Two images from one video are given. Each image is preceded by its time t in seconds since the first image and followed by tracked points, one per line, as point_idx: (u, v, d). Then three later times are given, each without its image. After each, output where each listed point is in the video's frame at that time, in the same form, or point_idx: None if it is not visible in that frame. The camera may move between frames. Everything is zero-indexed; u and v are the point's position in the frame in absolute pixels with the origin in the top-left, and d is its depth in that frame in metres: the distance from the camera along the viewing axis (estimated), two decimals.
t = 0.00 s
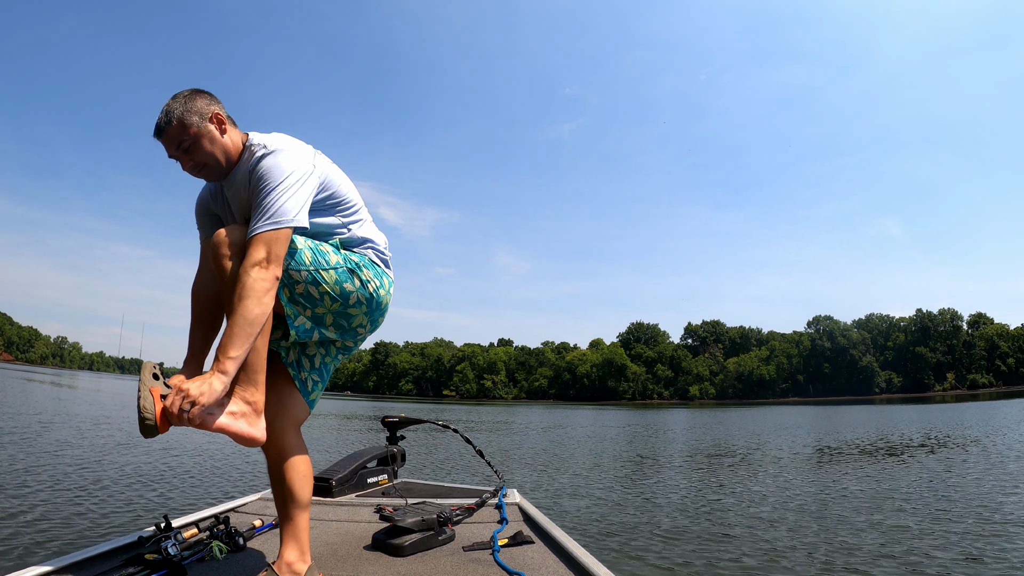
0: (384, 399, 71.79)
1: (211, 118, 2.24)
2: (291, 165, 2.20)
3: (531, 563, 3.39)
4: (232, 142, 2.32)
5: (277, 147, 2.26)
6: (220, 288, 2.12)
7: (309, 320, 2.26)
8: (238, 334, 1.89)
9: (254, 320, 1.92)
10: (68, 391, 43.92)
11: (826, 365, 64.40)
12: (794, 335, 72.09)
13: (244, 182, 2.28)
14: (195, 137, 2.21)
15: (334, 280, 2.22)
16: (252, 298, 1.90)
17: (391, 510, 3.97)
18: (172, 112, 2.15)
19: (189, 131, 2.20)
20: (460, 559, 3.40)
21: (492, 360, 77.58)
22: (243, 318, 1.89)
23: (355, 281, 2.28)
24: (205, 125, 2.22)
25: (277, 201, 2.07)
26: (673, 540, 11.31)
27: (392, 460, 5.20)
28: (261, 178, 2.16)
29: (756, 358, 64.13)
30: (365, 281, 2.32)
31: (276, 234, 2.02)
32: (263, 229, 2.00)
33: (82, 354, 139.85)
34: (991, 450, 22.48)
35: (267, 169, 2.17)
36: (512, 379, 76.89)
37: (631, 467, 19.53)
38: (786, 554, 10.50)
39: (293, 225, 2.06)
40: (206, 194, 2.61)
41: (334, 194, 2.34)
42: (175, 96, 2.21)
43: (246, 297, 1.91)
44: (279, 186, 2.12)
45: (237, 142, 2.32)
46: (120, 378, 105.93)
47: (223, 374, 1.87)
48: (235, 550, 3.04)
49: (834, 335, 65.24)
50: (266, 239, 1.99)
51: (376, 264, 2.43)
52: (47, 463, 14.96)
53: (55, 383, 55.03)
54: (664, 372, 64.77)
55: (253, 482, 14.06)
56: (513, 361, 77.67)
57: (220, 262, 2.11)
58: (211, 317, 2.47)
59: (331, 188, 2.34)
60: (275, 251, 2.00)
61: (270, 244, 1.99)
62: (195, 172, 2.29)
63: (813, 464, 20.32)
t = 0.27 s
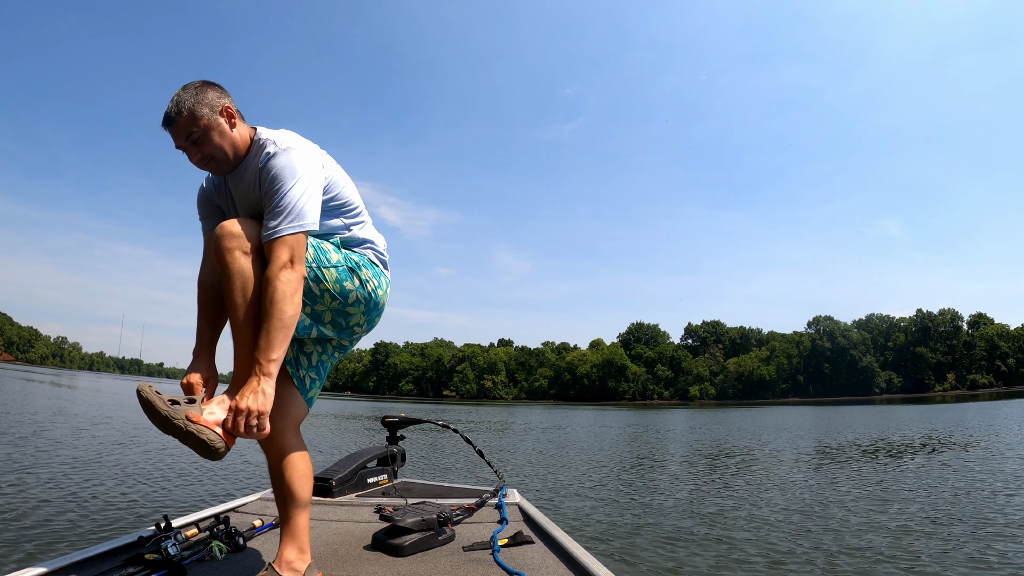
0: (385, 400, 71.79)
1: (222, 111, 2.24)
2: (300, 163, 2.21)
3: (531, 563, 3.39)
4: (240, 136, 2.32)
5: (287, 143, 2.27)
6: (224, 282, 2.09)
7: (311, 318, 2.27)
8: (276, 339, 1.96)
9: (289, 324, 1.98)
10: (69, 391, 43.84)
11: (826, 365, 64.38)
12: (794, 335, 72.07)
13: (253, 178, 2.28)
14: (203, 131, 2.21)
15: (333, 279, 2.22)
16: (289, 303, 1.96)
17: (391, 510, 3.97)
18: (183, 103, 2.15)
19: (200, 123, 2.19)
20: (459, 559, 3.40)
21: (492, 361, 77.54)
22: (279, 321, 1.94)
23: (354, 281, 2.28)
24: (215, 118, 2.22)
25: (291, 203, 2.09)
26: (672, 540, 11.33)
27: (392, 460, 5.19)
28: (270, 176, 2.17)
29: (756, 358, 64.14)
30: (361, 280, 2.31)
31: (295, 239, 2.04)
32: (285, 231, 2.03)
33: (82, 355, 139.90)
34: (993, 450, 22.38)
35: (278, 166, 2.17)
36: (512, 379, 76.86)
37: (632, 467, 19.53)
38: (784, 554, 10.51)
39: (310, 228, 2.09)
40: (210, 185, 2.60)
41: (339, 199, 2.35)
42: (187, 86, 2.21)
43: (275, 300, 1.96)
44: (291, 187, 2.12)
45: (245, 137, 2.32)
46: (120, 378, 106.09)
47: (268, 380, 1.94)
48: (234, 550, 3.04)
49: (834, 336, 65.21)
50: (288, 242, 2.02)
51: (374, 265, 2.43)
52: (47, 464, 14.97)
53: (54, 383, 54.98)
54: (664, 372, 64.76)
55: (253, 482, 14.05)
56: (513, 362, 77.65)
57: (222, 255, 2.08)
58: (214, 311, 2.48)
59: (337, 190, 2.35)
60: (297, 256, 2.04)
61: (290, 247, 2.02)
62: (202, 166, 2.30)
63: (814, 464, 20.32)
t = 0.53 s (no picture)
0: (385, 400, 71.83)
1: (223, 104, 2.25)
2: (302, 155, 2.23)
3: (531, 563, 3.39)
4: (241, 130, 2.33)
5: (287, 140, 2.27)
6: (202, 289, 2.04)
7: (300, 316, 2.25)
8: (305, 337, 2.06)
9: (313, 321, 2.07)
10: (70, 393, 43.85)
11: (827, 364, 64.36)
12: (795, 334, 72.09)
13: (255, 171, 2.29)
14: (204, 124, 2.22)
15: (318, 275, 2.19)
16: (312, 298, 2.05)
17: (391, 510, 3.97)
18: (185, 94, 2.16)
19: (201, 114, 2.21)
20: (459, 559, 3.41)
21: (492, 360, 77.55)
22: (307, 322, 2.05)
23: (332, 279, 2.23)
24: (217, 110, 2.23)
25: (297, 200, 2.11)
26: (671, 540, 11.32)
27: (392, 460, 5.20)
28: (271, 174, 2.18)
29: (756, 357, 64.17)
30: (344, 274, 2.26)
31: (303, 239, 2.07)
32: (298, 231, 2.07)
33: (83, 356, 140.02)
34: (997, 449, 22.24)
35: (280, 163, 2.17)
36: (512, 379, 76.89)
37: (633, 467, 19.53)
38: (782, 553, 10.48)
39: (321, 227, 2.12)
40: (217, 180, 2.61)
41: (339, 196, 2.35)
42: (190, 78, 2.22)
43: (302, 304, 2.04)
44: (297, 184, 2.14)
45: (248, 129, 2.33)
46: (119, 379, 105.97)
47: (299, 376, 2.08)
48: (234, 550, 3.05)
49: (834, 334, 65.29)
50: (303, 240, 2.06)
51: (366, 263, 2.38)
52: (48, 465, 15.02)
53: (55, 385, 54.92)
54: (664, 372, 64.75)
55: (253, 483, 14.07)
56: (514, 361, 77.69)
57: (198, 261, 2.02)
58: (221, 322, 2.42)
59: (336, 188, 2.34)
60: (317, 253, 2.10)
61: (305, 246, 2.06)
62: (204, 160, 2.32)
63: (815, 463, 20.28)
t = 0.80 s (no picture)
0: (386, 401, 71.85)
1: (224, 95, 2.27)
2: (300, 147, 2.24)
3: (530, 563, 3.39)
4: (241, 122, 2.33)
5: (284, 134, 2.28)
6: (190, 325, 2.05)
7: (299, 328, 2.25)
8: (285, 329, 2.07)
9: (295, 319, 2.08)
10: (71, 394, 43.86)
11: (827, 363, 64.44)
12: (795, 333, 72.12)
13: (252, 164, 2.29)
14: (204, 112, 2.23)
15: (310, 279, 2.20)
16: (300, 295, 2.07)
17: (391, 510, 3.98)
18: (185, 84, 2.18)
19: (200, 105, 2.22)
20: (459, 559, 3.41)
21: (493, 360, 77.53)
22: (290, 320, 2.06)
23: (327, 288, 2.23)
24: (217, 100, 2.24)
25: (291, 194, 2.10)
26: (672, 541, 11.21)
27: (392, 460, 5.19)
28: (265, 167, 2.18)
29: (757, 356, 64.13)
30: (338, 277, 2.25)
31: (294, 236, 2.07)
32: (287, 227, 2.07)
33: (83, 357, 140.07)
34: (1000, 447, 22.10)
35: (274, 156, 2.17)
36: (513, 379, 76.90)
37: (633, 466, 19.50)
38: (785, 554, 10.37)
39: (311, 222, 2.11)
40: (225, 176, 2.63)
41: (336, 190, 2.34)
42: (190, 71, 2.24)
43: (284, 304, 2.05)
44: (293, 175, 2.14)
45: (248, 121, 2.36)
46: (119, 380, 105.88)
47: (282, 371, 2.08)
48: (234, 550, 3.04)
49: (835, 333, 65.33)
50: (293, 236, 2.07)
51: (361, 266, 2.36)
52: (48, 466, 15.03)
53: (56, 386, 54.86)
54: (665, 371, 64.63)
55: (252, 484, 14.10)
56: (514, 361, 77.72)
57: (187, 297, 2.04)
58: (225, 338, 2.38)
59: (334, 183, 2.34)
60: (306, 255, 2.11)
61: (296, 243, 2.07)
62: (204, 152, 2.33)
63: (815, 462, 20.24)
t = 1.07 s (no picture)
0: (387, 401, 71.88)
1: (229, 78, 2.29)
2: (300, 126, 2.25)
3: (530, 563, 3.39)
4: (244, 106, 2.34)
5: (284, 112, 2.30)
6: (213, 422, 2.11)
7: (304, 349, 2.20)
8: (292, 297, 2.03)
9: (300, 287, 2.04)
10: (71, 395, 43.88)
11: (828, 363, 64.73)
12: (795, 333, 72.11)
13: (252, 146, 2.30)
14: (205, 97, 2.25)
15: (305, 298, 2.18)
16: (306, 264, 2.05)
17: (391, 510, 3.97)
18: (190, 64, 2.20)
19: (204, 83, 2.23)
20: (459, 559, 3.41)
21: (494, 360, 77.54)
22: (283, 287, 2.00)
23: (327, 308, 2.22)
24: (221, 81, 2.26)
25: (291, 170, 2.12)
26: (674, 542, 11.12)
27: (392, 460, 5.19)
28: (265, 146, 2.18)
29: (758, 355, 64.08)
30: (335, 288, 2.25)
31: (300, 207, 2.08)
32: (294, 199, 2.09)
33: (82, 357, 140.15)
34: (1002, 447, 21.98)
35: (274, 135, 2.18)
36: (513, 379, 76.94)
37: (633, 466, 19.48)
38: (787, 556, 10.29)
39: (313, 198, 2.13)
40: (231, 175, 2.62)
41: (336, 177, 2.35)
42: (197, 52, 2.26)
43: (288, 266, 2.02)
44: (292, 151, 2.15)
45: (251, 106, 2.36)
46: (119, 380, 105.89)
47: (279, 347, 2.01)
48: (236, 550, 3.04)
49: (835, 333, 65.30)
50: (299, 210, 2.08)
51: (355, 272, 2.34)
52: (48, 466, 15.05)
53: (56, 386, 54.90)
54: (666, 371, 64.54)
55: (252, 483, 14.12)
56: (515, 361, 77.75)
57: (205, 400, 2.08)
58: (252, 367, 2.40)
59: (332, 160, 2.33)
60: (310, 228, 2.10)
61: (299, 214, 2.08)
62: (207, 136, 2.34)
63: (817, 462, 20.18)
